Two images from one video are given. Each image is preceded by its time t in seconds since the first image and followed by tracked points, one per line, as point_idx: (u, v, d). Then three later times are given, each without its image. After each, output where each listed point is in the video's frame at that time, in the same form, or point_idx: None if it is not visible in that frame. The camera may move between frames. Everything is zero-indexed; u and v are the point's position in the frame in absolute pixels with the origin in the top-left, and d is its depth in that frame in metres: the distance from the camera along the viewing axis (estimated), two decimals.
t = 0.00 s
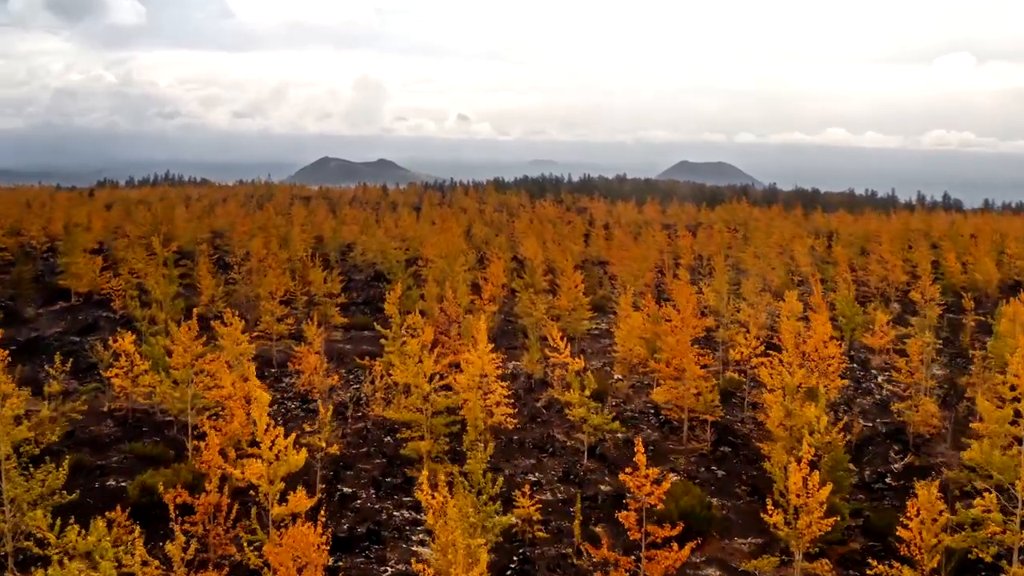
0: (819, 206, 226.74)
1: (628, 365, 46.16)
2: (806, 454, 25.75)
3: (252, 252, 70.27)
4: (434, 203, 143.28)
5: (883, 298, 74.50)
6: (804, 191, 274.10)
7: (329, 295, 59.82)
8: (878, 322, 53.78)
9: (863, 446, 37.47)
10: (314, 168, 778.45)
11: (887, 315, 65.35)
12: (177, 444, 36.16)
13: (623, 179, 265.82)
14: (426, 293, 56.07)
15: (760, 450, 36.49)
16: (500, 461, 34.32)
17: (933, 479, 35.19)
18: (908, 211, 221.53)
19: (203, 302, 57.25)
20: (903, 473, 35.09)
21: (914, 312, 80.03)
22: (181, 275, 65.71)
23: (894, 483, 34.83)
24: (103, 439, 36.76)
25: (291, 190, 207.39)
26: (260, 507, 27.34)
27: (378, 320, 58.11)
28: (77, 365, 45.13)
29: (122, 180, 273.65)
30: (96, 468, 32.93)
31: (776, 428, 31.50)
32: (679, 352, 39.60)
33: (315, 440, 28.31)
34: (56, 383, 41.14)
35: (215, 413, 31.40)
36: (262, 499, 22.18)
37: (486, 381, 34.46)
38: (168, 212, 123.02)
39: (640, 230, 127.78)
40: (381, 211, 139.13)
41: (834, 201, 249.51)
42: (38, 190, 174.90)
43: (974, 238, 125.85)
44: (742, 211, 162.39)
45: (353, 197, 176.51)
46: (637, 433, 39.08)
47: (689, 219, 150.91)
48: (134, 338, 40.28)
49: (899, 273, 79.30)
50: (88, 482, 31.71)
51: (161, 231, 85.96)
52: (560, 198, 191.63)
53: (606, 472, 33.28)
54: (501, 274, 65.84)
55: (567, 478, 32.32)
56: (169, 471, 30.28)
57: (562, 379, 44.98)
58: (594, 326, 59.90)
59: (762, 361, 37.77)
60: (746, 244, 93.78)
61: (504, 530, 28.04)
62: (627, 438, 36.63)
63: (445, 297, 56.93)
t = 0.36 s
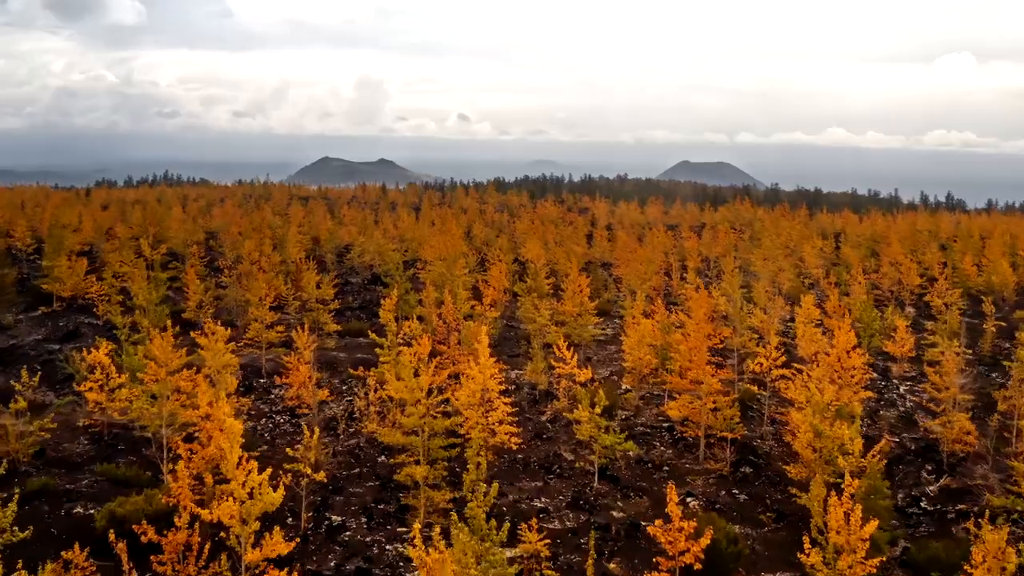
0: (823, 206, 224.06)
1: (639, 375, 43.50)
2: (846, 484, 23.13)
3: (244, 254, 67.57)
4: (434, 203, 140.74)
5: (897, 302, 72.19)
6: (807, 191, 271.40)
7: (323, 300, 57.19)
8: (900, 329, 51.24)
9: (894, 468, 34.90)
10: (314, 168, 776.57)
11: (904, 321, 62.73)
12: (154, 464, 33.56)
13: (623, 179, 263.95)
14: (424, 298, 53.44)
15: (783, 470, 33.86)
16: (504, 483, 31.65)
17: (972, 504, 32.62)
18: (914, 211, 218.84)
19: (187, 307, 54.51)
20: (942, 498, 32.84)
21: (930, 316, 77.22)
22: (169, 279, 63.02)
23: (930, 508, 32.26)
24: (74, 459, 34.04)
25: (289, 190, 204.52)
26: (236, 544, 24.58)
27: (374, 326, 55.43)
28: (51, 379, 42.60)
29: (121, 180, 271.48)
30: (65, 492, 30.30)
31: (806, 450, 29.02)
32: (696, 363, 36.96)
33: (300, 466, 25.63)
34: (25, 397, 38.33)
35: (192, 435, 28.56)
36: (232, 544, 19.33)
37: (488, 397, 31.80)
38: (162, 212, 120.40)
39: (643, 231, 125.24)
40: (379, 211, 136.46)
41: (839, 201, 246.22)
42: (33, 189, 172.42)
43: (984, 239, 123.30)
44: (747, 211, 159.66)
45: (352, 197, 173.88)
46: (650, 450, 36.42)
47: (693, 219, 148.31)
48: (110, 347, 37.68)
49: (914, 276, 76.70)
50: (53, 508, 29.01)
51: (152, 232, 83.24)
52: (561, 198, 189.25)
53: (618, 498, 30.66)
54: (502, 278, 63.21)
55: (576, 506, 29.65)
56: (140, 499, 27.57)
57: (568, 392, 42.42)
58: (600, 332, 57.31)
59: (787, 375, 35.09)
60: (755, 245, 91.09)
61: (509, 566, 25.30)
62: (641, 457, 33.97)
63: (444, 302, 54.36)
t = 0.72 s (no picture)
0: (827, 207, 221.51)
1: (650, 388, 40.77)
2: (896, 523, 20.48)
3: (236, 257, 64.95)
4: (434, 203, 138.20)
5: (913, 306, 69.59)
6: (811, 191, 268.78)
7: (316, 306, 54.57)
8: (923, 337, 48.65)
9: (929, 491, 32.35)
10: (314, 168, 774.66)
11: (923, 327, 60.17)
12: (128, 488, 30.98)
13: (625, 179, 261.71)
14: (422, 304, 50.86)
15: (810, 494, 31.30)
16: (508, 510, 29.04)
17: (1016, 532, 30.04)
18: (920, 211, 216.23)
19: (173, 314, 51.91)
20: (983, 524, 30.38)
21: (947, 321, 74.56)
22: (157, 283, 60.44)
23: (971, 536, 29.63)
24: (42, 482, 31.42)
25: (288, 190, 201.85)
26: None
27: (370, 334, 52.86)
28: (24, 393, 39.99)
29: (119, 180, 269.61)
30: (27, 521, 27.64)
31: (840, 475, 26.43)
32: (713, 377, 34.31)
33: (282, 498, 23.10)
34: None
35: (164, 460, 25.96)
36: None
37: (491, 417, 29.21)
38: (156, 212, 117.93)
39: (647, 232, 122.72)
40: (378, 211, 133.95)
41: (843, 202, 243.61)
42: (27, 189, 170.18)
43: (996, 241, 120.72)
44: (751, 211, 157.08)
45: (350, 197, 171.49)
46: (664, 471, 33.83)
47: (697, 220, 145.85)
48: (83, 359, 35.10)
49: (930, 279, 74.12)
50: (13, 540, 26.38)
51: (142, 234, 80.64)
52: (562, 198, 186.77)
53: (633, 528, 28.04)
54: (504, 282, 60.61)
55: (587, 537, 27.07)
56: (107, 532, 24.96)
57: (575, 406, 39.82)
58: (607, 340, 54.73)
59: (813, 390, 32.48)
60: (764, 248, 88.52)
61: None
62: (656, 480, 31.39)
63: (443, 308, 51.79)
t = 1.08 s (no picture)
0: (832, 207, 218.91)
1: (663, 401, 38.19)
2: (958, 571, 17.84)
3: (227, 260, 62.38)
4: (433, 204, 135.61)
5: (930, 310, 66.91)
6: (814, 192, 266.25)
7: (309, 312, 52.00)
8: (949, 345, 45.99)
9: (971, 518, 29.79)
10: (314, 168, 772.68)
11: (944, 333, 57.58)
12: (94, 517, 28.35)
13: (626, 180, 259.34)
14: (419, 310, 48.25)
15: (842, 522, 28.66)
16: (512, 543, 26.40)
17: None
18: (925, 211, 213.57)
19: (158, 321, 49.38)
20: None
21: (964, 326, 71.86)
22: (144, 287, 57.88)
23: (1021, 569, 26.95)
24: (3, 508, 28.77)
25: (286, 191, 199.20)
26: None
27: (365, 342, 50.28)
28: None
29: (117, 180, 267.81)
30: None
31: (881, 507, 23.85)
32: (734, 393, 31.74)
33: (258, 537, 20.54)
34: None
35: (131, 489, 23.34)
36: None
37: (493, 440, 26.59)
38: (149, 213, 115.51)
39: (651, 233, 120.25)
40: (376, 212, 131.41)
41: (848, 202, 241.00)
42: (22, 189, 167.99)
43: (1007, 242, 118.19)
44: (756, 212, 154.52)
45: (349, 197, 169.07)
46: (681, 495, 31.24)
47: (702, 220, 143.30)
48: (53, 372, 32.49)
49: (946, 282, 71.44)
50: None
51: (132, 235, 78.10)
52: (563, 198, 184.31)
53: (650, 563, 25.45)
54: (505, 286, 58.01)
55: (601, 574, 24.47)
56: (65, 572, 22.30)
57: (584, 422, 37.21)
58: (614, 348, 52.11)
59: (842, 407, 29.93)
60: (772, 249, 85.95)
61: None
62: (673, 507, 28.82)
63: (442, 314, 49.19)
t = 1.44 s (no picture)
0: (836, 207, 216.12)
1: (677, 417, 35.59)
2: None
3: (216, 263, 59.75)
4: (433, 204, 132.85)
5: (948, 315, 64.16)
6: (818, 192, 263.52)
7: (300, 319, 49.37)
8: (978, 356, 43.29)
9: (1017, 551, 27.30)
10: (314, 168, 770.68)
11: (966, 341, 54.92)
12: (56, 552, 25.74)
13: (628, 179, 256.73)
14: (415, 317, 45.58)
15: (880, 558, 26.06)
16: None
17: None
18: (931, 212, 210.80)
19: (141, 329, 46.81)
20: None
21: (982, 332, 69.20)
22: (129, 292, 55.29)
23: None
24: None
25: (284, 191, 196.78)
26: None
27: (360, 351, 47.67)
28: None
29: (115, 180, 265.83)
30: None
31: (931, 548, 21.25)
32: (758, 412, 29.13)
33: None
34: None
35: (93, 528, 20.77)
36: None
37: (496, 469, 23.99)
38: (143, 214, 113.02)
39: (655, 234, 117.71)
40: (374, 212, 128.70)
41: (852, 202, 238.27)
42: (16, 189, 165.56)
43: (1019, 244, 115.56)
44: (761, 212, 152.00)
45: (347, 197, 166.56)
46: (700, 524, 28.69)
47: (706, 221, 140.65)
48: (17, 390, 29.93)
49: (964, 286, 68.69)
50: None
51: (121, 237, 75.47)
52: (564, 198, 181.71)
53: None
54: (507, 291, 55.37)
55: None
56: None
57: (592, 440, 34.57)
58: (621, 356, 49.49)
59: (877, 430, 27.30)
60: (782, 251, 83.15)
61: None
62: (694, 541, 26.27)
63: (440, 322, 46.50)
